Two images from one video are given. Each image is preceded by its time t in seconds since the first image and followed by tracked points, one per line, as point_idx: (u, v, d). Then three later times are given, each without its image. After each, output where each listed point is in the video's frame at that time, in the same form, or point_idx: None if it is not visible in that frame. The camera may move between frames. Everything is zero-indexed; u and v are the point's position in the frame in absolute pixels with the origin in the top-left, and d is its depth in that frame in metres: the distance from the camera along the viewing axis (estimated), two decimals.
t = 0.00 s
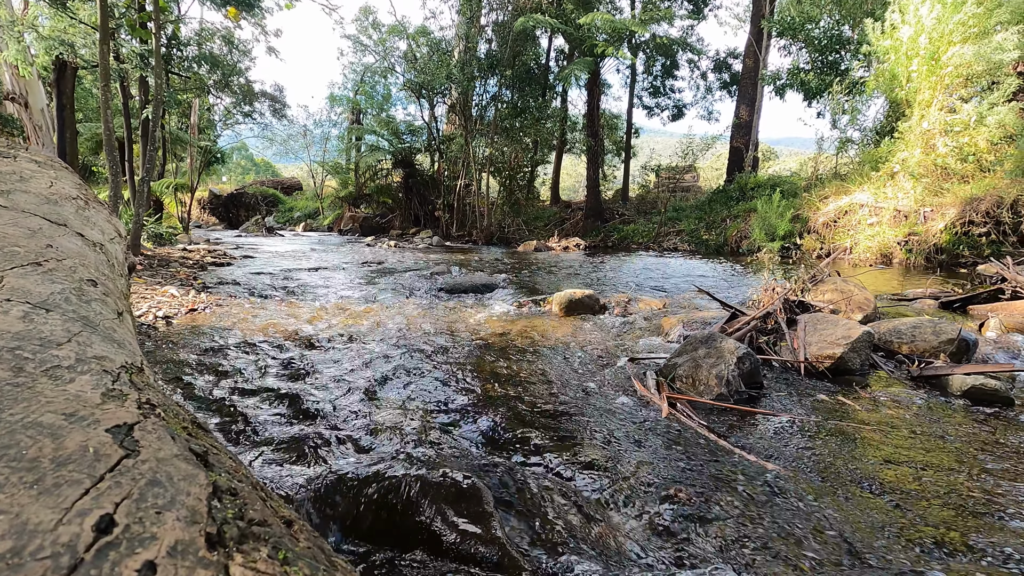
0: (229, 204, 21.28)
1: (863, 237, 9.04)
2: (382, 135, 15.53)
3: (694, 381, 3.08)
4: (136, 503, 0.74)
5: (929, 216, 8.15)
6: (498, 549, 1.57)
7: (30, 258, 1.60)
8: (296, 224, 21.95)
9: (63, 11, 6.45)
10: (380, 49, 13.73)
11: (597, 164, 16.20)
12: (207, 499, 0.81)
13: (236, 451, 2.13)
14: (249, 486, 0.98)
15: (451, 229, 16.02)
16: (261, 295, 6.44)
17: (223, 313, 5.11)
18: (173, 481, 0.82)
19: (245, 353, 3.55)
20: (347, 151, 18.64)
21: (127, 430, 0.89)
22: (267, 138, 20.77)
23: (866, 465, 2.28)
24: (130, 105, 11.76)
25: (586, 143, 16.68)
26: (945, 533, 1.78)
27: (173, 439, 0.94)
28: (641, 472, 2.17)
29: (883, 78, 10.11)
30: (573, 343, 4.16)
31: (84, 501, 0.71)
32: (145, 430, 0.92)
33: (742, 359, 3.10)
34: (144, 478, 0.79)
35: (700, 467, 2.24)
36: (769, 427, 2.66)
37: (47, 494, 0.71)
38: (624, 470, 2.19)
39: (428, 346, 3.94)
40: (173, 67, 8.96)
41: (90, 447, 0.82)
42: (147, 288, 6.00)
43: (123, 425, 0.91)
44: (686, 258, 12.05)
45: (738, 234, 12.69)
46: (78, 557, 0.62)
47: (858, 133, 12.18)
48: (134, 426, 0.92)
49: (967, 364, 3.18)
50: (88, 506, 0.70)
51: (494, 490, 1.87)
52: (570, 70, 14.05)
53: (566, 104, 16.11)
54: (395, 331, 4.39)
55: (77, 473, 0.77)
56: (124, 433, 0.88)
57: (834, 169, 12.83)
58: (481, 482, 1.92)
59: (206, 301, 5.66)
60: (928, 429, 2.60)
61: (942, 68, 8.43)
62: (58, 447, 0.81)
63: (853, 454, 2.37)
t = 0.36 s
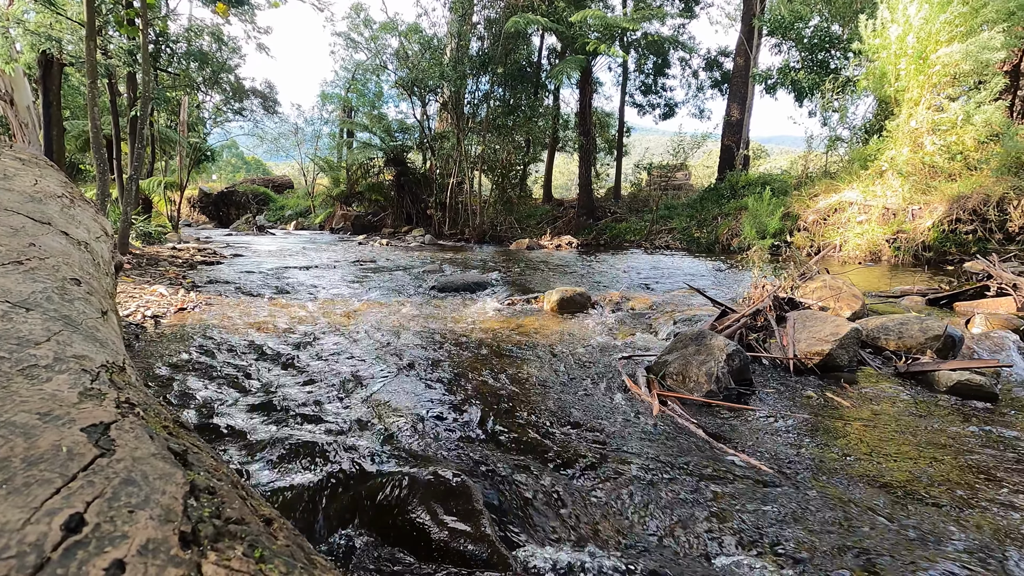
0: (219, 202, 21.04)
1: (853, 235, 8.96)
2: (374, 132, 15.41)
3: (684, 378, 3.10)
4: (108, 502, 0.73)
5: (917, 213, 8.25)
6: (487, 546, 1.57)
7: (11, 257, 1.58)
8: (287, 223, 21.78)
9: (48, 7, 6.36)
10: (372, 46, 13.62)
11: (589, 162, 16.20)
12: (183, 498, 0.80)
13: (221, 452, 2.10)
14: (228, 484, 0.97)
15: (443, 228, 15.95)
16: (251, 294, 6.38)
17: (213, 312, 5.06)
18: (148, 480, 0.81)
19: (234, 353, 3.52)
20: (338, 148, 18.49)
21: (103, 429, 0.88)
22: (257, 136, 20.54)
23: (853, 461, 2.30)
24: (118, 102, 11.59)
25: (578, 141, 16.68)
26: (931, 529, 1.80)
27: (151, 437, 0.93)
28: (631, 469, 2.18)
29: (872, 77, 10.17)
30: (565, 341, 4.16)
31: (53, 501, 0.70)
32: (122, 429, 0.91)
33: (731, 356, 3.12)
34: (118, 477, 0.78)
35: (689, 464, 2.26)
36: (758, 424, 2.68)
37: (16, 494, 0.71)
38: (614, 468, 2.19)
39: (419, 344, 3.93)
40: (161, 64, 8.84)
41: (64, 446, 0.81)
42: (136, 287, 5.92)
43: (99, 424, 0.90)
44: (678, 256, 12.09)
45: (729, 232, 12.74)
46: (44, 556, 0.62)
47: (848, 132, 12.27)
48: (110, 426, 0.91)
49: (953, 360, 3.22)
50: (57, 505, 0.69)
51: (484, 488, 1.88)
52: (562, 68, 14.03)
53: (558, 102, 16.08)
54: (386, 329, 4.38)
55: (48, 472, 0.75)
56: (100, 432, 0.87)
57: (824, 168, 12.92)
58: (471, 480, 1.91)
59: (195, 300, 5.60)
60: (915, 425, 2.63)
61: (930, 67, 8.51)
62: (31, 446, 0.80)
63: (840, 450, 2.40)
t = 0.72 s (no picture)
0: (211, 202, 20.85)
1: (843, 235, 9.08)
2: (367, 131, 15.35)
3: (677, 377, 3.12)
4: (99, 503, 0.72)
5: (907, 212, 8.34)
6: (481, 546, 1.57)
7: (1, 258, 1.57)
8: (279, 222, 21.64)
9: (38, 5, 6.29)
10: (365, 45, 13.55)
11: (583, 161, 16.22)
12: (175, 499, 0.80)
13: (212, 452, 2.08)
14: (220, 485, 0.96)
15: (437, 227, 15.91)
16: (244, 294, 6.34)
17: (205, 313, 5.02)
18: (140, 481, 0.81)
19: (228, 352, 3.50)
20: (331, 148, 18.39)
21: (94, 430, 0.88)
22: (249, 135, 20.37)
23: (844, 458, 2.32)
24: (107, 100, 11.47)
25: (572, 141, 16.68)
26: (919, 525, 1.83)
27: (143, 438, 0.93)
28: (626, 468, 2.19)
29: (862, 78, 10.25)
30: (559, 340, 4.17)
31: (44, 502, 0.70)
32: (114, 430, 0.90)
33: (724, 355, 3.15)
34: (110, 478, 0.78)
35: (682, 462, 2.27)
36: (752, 422, 2.70)
37: (5, 496, 0.70)
38: (609, 466, 2.20)
39: (413, 344, 3.92)
40: (152, 63, 8.77)
41: (54, 448, 0.81)
42: (127, 287, 5.86)
43: (90, 425, 0.89)
44: (671, 255, 12.13)
45: (721, 232, 12.81)
46: (34, 558, 0.61)
47: (840, 132, 12.36)
48: (102, 427, 0.90)
49: (942, 358, 3.27)
50: (48, 507, 0.69)
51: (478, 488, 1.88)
52: (556, 68, 14.03)
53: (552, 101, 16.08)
54: (380, 329, 4.36)
55: (39, 474, 0.75)
56: (90, 434, 0.86)
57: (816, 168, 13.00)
58: (466, 479, 1.92)
59: (187, 300, 5.55)
60: (905, 423, 2.67)
61: (919, 68, 8.59)
62: (20, 447, 0.79)
63: (831, 448, 2.42)
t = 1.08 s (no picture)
0: (207, 197, 20.71)
1: (840, 230, 9.10)
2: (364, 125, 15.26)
3: (674, 372, 3.12)
4: (89, 502, 0.72)
5: (904, 208, 8.36)
6: (479, 541, 1.56)
7: None
8: (276, 218, 21.54)
9: None
10: (360, 39, 13.46)
11: (580, 157, 16.17)
12: (167, 498, 0.79)
13: (209, 450, 2.08)
14: (214, 482, 0.96)
15: (434, 223, 15.86)
16: (240, 290, 6.31)
17: (201, 309, 4.99)
18: (132, 479, 0.80)
19: (225, 349, 3.49)
20: (327, 142, 18.28)
21: (85, 427, 0.87)
22: (245, 130, 20.23)
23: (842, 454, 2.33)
24: (101, 94, 11.37)
25: (569, 136, 16.64)
26: (915, 519, 1.84)
27: (135, 436, 0.92)
28: (623, 463, 2.19)
29: (860, 72, 10.24)
30: (557, 336, 4.17)
31: (32, 502, 0.69)
32: (105, 427, 0.90)
33: (721, 350, 3.15)
34: (101, 476, 0.77)
35: (679, 457, 2.28)
36: (748, 417, 2.71)
37: None
38: (606, 462, 2.20)
39: (410, 340, 3.91)
40: (146, 56, 8.69)
41: (43, 446, 0.80)
42: (122, 283, 5.83)
43: (81, 423, 0.88)
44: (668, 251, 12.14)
45: (719, 227, 12.82)
46: (21, 559, 0.60)
47: (836, 127, 12.36)
48: (93, 424, 0.89)
49: (937, 353, 3.28)
50: (37, 506, 0.68)
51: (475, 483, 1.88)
52: (553, 63, 13.97)
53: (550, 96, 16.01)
54: (378, 325, 4.35)
55: (27, 472, 0.74)
56: (82, 431, 0.86)
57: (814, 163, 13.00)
58: (463, 475, 1.92)
59: (182, 296, 5.52)
60: (901, 417, 2.68)
61: (915, 63, 8.57)
62: (8, 446, 0.78)
63: (828, 443, 2.43)
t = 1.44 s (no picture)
0: (207, 195, 20.69)
1: (841, 228, 9.09)
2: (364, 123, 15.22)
3: (675, 370, 3.13)
4: (96, 500, 0.72)
5: (905, 205, 8.34)
6: (480, 539, 1.58)
7: None
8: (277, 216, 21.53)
9: None
10: (361, 37, 13.45)
11: (581, 155, 16.13)
12: (173, 496, 0.80)
13: (213, 447, 2.09)
14: (219, 480, 0.96)
15: (435, 221, 15.84)
16: (241, 288, 6.31)
17: (203, 307, 5.00)
18: (137, 477, 0.80)
19: (227, 347, 3.50)
20: (328, 141, 18.24)
21: (90, 425, 0.87)
22: (245, 128, 20.21)
23: (843, 451, 2.33)
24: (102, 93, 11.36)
25: (570, 134, 16.61)
26: (915, 518, 1.84)
27: (139, 434, 0.92)
28: (624, 461, 2.19)
29: (862, 70, 10.20)
30: (558, 334, 4.17)
31: (39, 499, 0.69)
32: (110, 425, 0.90)
33: (722, 348, 3.16)
34: (107, 474, 0.77)
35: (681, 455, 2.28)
36: (750, 415, 2.71)
37: None
38: (608, 460, 2.20)
39: (412, 338, 3.91)
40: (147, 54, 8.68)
41: (49, 444, 0.80)
42: (123, 281, 5.84)
43: (86, 420, 0.88)
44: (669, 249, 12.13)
45: (720, 225, 12.79)
46: (28, 556, 0.61)
47: (838, 125, 12.31)
48: (98, 422, 0.89)
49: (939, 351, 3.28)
50: (43, 504, 0.68)
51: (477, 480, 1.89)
52: (554, 61, 13.94)
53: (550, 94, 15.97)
54: (379, 323, 4.36)
55: (33, 470, 0.74)
56: (86, 429, 0.86)
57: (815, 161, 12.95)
58: (465, 473, 1.92)
59: (184, 294, 5.52)
60: (903, 416, 2.68)
61: (916, 61, 8.54)
62: (14, 443, 0.78)
63: (829, 441, 2.43)
